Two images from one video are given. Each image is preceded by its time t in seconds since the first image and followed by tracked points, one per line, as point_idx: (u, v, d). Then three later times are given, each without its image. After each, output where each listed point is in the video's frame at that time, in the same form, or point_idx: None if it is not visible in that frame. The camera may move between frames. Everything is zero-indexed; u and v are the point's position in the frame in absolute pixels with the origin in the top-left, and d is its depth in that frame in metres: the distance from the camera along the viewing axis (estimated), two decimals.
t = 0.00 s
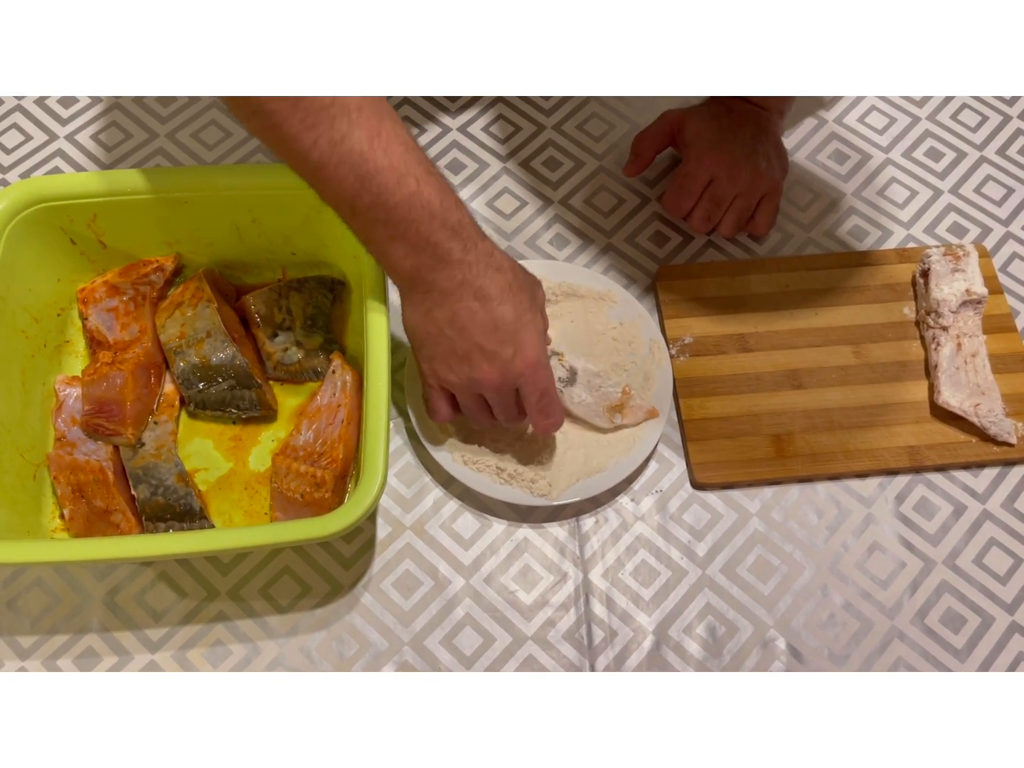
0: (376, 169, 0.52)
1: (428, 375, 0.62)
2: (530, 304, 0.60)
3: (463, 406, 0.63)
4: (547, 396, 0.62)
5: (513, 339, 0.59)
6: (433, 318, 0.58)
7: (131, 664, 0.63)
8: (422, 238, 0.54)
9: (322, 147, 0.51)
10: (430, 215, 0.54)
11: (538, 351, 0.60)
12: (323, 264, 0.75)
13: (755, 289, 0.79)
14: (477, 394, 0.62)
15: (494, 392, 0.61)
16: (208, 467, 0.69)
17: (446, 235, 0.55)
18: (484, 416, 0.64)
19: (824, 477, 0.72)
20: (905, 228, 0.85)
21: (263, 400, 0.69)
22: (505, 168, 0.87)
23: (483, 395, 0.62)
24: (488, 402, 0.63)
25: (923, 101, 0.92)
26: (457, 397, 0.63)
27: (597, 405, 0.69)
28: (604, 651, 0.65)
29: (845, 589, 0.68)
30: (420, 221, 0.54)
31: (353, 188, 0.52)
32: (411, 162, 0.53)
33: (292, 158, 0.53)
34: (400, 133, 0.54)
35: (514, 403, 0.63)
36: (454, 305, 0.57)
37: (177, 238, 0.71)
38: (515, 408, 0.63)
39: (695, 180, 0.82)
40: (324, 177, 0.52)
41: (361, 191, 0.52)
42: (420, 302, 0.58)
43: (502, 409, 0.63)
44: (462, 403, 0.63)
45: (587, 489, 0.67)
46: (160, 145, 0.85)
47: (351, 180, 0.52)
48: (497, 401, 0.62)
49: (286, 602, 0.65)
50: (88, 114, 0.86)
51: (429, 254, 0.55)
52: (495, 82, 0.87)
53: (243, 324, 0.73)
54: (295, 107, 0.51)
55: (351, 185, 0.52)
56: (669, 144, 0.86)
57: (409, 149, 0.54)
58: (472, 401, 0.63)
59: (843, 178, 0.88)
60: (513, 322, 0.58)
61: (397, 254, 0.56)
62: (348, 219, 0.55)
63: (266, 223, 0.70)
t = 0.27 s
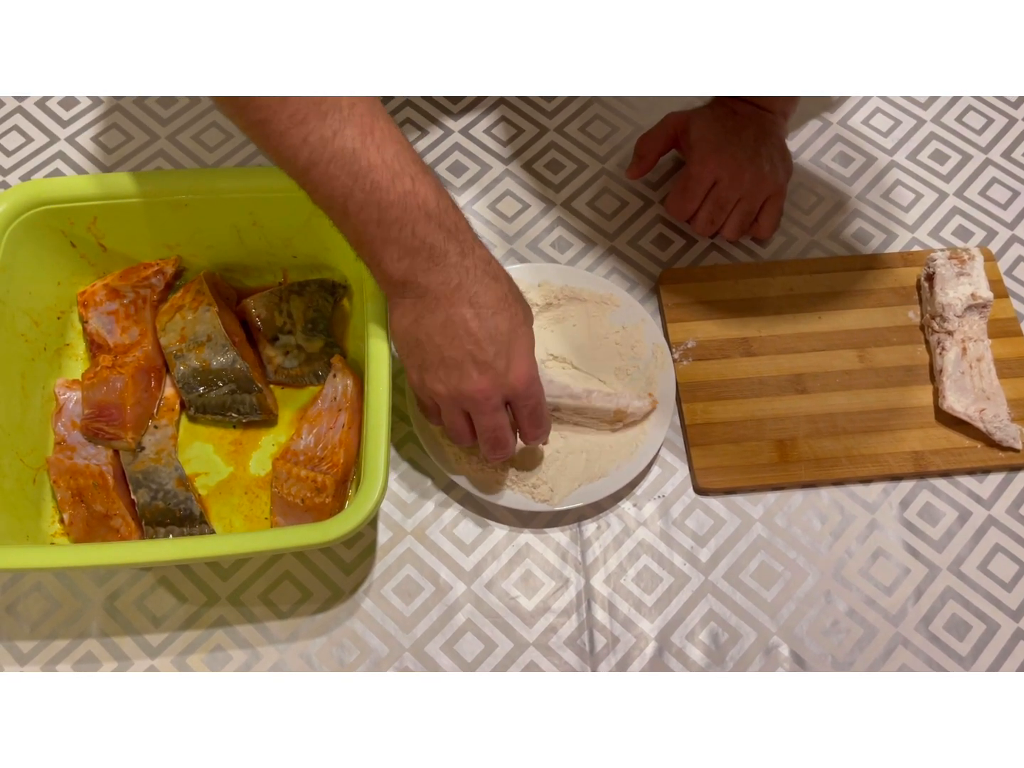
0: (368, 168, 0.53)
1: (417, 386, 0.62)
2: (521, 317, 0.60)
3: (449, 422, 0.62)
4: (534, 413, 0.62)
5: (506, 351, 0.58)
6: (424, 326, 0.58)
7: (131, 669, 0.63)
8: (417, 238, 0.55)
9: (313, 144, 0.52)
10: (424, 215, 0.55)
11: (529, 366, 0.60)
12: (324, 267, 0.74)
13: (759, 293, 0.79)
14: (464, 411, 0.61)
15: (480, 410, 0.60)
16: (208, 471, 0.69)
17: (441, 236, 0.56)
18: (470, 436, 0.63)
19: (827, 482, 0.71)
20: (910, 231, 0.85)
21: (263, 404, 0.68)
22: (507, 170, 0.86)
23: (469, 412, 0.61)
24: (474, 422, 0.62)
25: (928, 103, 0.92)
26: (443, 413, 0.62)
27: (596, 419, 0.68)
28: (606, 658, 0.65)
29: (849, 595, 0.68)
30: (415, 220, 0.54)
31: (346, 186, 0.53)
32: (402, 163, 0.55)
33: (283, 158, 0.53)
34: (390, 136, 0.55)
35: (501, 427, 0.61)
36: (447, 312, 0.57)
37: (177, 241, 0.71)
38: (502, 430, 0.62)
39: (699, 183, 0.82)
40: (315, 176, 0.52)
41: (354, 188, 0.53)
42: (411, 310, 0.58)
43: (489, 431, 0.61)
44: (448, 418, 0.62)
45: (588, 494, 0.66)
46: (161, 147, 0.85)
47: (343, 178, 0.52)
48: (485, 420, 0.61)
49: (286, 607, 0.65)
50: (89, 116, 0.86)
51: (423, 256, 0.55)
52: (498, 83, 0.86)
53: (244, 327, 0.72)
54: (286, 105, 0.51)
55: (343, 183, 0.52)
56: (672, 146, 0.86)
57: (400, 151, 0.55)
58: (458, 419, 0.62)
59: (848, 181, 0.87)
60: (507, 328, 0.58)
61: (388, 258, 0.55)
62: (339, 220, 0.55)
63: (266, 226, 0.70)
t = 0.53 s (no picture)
0: (374, 160, 0.54)
1: (421, 381, 0.60)
2: (526, 306, 0.61)
3: (456, 417, 0.61)
4: (542, 403, 0.62)
5: (512, 338, 0.58)
6: (431, 316, 0.57)
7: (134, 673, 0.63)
8: (423, 228, 0.55)
9: (318, 138, 0.52)
10: (429, 205, 0.56)
11: (535, 356, 0.60)
12: (328, 270, 0.74)
13: (763, 296, 0.78)
14: (471, 402, 0.60)
15: (488, 399, 0.59)
16: (212, 474, 0.69)
17: (445, 227, 0.56)
18: (477, 430, 0.62)
19: (832, 487, 0.71)
20: (915, 234, 0.84)
21: (267, 407, 0.68)
22: (511, 173, 0.86)
23: (477, 403, 0.60)
24: (480, 413, 0.61)
25: (933, 106, 0.91)
26: (450, 407, 0.61)
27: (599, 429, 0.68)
28: (610, 662, 0.64)
29: (853, 600, 0.67)
30: (420, 211, 0.55)
31: (352, 179, 0.53)
32: (406, 156, 0.55)
33: (288, 153, 0.53)
34: (394, 130, 0.56)
35: (509, 417, 0.61)
36: (454, 301, 0.57)
37: (181, 244, 0.71)
38: (508, 421, 0.62)
39: (703, 186, 0.81)
40: (320, 170, 0.53)
41: (360, 181, 0.53)
42: (417, 301, 0.58)
43: (496, 421, 0.61)
44: (455, 412, 0.61)
45: (591, 499, 0.66)
46: (165, 149, 0.85)
47: (349, 171, 0.53)
48: (492, 409, 0.60)
49: (289, 611, 0.65)
50: (94, 118, 0.86)
51: (429, 245, 0.56)
52: (502, 86, 0.86)
53: (247, 330, 0.72)
54: (290, 101, 0.52)
55: (350, 176, 0.53)
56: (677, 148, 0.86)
57: (404, 144, 0.56)
58: (465, 411, 0.61)
59: (853, 184, 0.87)
60: (513, 317, 0.59)
61: (394, 250, 0.55)
62: (344, 216, 0.55)
63: (270, 228, 0.70)
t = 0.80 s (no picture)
0: (384, 177, 0.54)
1: (418, 393, 0.61)
2: (529, 323, 0.61)
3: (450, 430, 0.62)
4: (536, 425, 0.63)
5: (512, 360, 0.59)
6: (434, 333, 0.58)
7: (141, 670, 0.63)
8: (431, 246, 0.55)
9: (330, 154, 0.53)
10: (438, 224, 0.56)
11: (533, 377, 0.61)
12: (335, 269, 0.74)
13: (768, 296, 0.78)
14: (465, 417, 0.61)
15: (482, 416, 0.60)
16: (218, 472, 0.69)
17: (453, 245, 0.56)
18: (470, 445, 0.63)
19: (838, 487, 0.71)
20: (921, 234, 0.84)
21: (273, 406, 0.69)
22: (517, 172, 0.86)
23: (471, 419, 0.61)
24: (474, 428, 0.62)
25: (939, 106, 0.91)
26: (445, 420, 0.62)
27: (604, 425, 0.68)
28: (615, 661, 0.64)
29: (859, 600, 0.67)
30: (428, 230, 0.55)
31: (361, 195, 0.54)
32: (416, 171, 0.55)
33: (299, 166, 0.53)
34: (407, 145, 0.56)
35: (502, 433, 0.62)
36: (458, 319, 0.58)
37: (188, 243, 0.71)
38: (502, 437, 0.63)
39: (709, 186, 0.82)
40: (330, 184, 0.53)
41: (370, 197, 0.53)
42: (422, 316, 0.58)
43: (490, 438, 0.62)
44: (449, 425, 0.62)
45: (596, 498, 0.66)
46: (172, 149, 0.85)
47: (359, 187, 0.53)
48: (486, 425, 0.61)
49: (295, 609, 0.65)
50: (101, 118, 0.86)
51: (435, 264, 0.56)
52: (508, 86, 0.86)
53: (254, 329, 0.73)
54: (304, 115, 0.52)
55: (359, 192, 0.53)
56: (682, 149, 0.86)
57: (415, 158, 0.56)
58: (460, 425, 0.62)
59: (858, 184, 0.87)
60: (515, 337, 0.59)
61: (401, 265, 0.56)
62: (353, 228, 0.56)
63: (277, 228, 0.70)
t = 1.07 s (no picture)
0: (397, 140, 0.55)
1: (465, 346, 0.61)
2: (546, 257, 0.62)
3: (504, 372, 0.62)
4: (584, 342, 0.62)
5: (542, 286, 0.59)
6: (460, 282, 0.59)
7: (148, 663, 0.63)
8: (446, 201, 0.56)
9: (344, 124, 0.54)
10: (450, 179, 0.57)
11: (566, 297, 0.61)
12: (341, 267, 0.75)
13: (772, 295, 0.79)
14: (516, 355, 0.61)
15: (532, 347, 0.60)
16: (225, 468, 0.69)
17: (465, 197, 0.58)
18: (524, 385, 0.63)
19: (841, 484, 0.71)
20: (924, 233, 0.84)
21: (279, 402, 0.69)
22: (522, 171, 0.87)
23: (521, 356, 0.61)
24: (525, 365, 0.62)
25: (942, 105, 0.92)
26: (497, 364, 0.62)
27: (611, 394, 0.69)
28: (619, 656, 0.65)
29: (862, 596, 0.67)
30: (442, 184, 0.56)
31: (378, 161, 0.54)
32: (425, 133, 0.57)
33: (316, 142, 0.54)
34: (412, 111, 0.57)
35: (551, 361, 0.62)
36: (482, 264, 0.58)
37: (195, 240, 0.72)
38: (553, 366, 0.62)
39: (713, 185, 0.82)
40: (348, 155, 0.54)
41: (387, 161, 0.54)
42: (446, 272, 0.59)
43: (541, 368, 0.62)
44: (502, 367, 0.61)
45: (599, 495, 0.66)
46: (179, 148, 0.86)
47: (376, 153, 0.54)
48: (536, 357, 0.61)
49: (301, 604, 0.65)
50: (109, 117, 0.87)
51: (451, 216, 0.57)
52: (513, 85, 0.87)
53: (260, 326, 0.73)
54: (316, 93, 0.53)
55: (376, 157, 0.54)
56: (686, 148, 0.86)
57: (421, 122, 0.57)
58: (512, 365, 0.61)
59: (862, 183, 0.87)
60: (539, 270, 0.60)
61: (420, 224, 0.57)
62: (372, 197, 0.56)
63: (283, 225, 0.70)
